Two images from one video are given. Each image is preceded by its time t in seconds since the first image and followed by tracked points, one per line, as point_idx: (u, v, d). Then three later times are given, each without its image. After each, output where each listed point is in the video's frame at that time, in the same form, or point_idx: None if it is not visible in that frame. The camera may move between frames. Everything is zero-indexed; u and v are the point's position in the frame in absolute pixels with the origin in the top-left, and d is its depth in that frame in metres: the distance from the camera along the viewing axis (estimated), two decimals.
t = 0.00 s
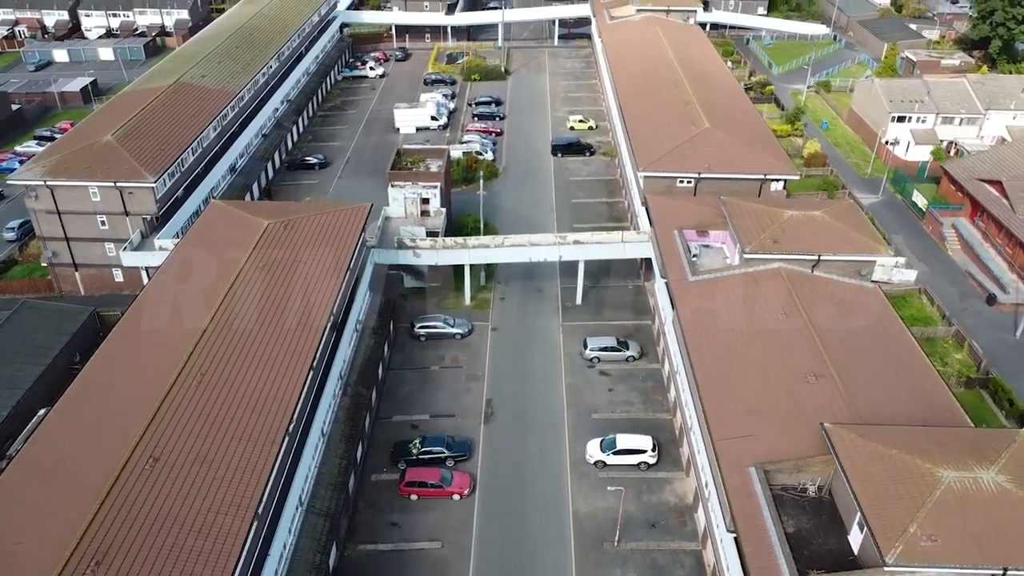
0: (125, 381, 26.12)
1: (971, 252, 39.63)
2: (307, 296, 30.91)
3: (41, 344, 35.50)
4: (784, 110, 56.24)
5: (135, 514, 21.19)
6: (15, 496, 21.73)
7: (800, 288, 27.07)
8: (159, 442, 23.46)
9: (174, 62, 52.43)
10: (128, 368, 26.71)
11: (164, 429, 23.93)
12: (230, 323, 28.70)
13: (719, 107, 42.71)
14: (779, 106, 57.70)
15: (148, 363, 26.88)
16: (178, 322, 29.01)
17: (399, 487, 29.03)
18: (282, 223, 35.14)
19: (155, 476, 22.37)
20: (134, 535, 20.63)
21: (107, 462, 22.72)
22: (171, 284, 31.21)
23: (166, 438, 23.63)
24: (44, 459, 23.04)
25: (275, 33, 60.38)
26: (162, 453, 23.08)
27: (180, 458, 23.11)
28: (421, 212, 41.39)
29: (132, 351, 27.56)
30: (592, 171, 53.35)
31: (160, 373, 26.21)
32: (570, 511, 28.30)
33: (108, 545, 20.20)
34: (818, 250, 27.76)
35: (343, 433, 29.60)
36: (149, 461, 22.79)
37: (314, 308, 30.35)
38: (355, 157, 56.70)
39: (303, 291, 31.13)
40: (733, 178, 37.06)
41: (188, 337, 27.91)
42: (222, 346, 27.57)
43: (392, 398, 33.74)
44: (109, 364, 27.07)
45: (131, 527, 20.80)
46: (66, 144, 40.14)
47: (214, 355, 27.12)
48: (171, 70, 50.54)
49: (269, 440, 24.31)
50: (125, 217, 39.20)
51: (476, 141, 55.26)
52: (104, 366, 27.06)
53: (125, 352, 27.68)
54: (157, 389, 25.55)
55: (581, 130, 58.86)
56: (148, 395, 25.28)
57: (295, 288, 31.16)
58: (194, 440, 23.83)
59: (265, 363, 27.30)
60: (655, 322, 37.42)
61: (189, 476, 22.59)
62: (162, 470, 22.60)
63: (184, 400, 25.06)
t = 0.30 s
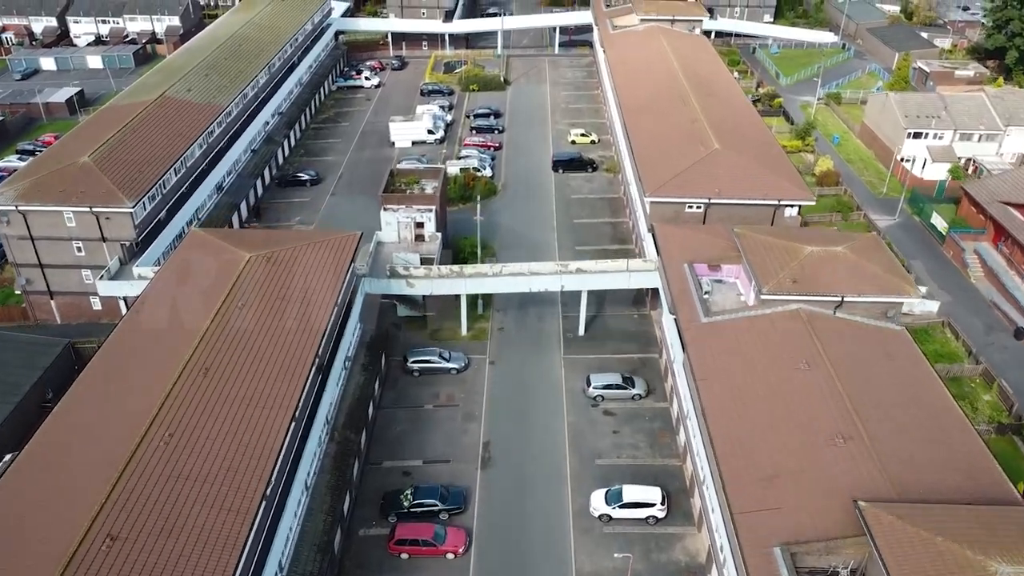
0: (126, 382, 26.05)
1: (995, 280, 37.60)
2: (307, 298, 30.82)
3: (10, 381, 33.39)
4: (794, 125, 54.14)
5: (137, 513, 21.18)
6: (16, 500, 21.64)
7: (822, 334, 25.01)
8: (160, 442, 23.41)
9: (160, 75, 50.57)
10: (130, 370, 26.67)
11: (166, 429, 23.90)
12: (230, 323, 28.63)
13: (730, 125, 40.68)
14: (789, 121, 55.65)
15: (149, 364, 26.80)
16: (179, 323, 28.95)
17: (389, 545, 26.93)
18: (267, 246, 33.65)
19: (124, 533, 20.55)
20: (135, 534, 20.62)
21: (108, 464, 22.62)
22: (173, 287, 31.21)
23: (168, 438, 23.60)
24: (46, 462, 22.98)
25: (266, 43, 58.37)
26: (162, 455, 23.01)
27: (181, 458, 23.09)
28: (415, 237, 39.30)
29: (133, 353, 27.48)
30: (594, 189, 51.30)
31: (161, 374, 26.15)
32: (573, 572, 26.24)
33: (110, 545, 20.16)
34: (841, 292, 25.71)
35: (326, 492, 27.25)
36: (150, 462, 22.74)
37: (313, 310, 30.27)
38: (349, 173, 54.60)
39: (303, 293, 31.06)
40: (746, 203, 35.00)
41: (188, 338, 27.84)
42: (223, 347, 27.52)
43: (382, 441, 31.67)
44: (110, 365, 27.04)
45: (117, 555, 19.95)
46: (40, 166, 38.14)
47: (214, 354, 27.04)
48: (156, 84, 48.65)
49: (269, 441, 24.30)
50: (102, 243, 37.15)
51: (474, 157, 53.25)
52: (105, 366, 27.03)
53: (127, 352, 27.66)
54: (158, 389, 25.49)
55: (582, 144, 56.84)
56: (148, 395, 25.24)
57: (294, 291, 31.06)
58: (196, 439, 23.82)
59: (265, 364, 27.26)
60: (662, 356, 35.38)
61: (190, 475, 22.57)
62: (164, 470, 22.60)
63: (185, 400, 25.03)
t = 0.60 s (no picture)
0: (126, 387, 25.72)
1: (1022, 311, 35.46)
2: (306, 299, 30.32)
3: None
4: (805, 140, 51.99)
5: (135, 520, 20.94)
6: (17, 501, 21.67)
7: (848, 386, 22.92)
8: (160, 447, 23.14)
9: (144, 88, 48.46)
10: (130, 374, 26.35)
11: (166, 434, 23.64)
12: (230, 323, 28.23)
13: (739, 146, 38.75)
14: (799, 135, 53.56)
15: (148, 369, 26.43)
16: (179, 324, 28.59)
17: None
18: (253, 275, 31.42)
19: None
20: (135, 536, 20.51)
21: (105, 473, 22.31)
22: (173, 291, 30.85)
23: (167, 443, 23.32)
24: (46, 473, 22.71)
25: (257, 54, 56.25)
26: (160, 461, 22.70)
27: (179, 463, 22.79)
28: (409, 263, 37.23)
29: (133, 358, 27.12)
30: (597, 207, 49.22)
31: (162, 378, 25.84)
32: None
33: (109, 547, 20.07)
34: (868, 339, 23.63)
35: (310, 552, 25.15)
36: (148, 469, 22.43)
37: (312, 311, 29.78)
38: (342, 190, 52.36)
39: (303, 294, 30.60)
40: (759, 232, 32.92)
41: (188, 340, 27.50)
42: (222, 348, 27.16)
43: (372, 489, 29.60)
44: (110, 369, 26.73)
45: None
46: (12, 188, 36.19)
47: (215, 354, 26.79)
48: (140, 98, 46.58)
49: (269, 443, 24.00)
50: (77, 272, 35.11)
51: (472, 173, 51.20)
52: (105, 370, 26.73)
53: (127, 355, 27.35)
54: (157, 394, 25.14)
55: (584, 158, 54.75)
56: (148, 400, 24.93)
57: (293, 292, 30.56)
58: (196, 444, 23.52)
59: (265, 366, 26.87)
60: (670, 393, 33.28)
61: (189, 479, 22.28)
62: (164, 473, 22.40)
63: (185, 404, 24.72)
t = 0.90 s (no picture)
0: (111, 407, 23.98)
1: None
2: (297, 330, 27.86)
3: None
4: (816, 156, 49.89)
5: None
6: None
7: (879, 447, 20.84)
8: (143, 477, 21.45)
9: (126, 103, 46.46)
10: (116, 392, 24.60)
11: (149, 463, 21.91)
12: (224, 338, 26.42)
13: (751, 167, 36.79)
14: (809, 150, 51.49)
15: (136, 386, 24.66)
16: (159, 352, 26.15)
17: None
18: (239, 308, 28.57)
19: None
20: None
21: (80, 508, 20.51)
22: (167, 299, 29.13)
23: (150, 473, 21.61)
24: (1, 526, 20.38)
25: (246, 65, 54.22)
26: (142, 493, 21.03)
27: (162, 496, 21.12)
28: (401, 293, 35.19)
29: (120, 374, 25.36)
30: (600, 227, 47.21)
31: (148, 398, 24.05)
32: None
33: None
34: (900, 394, 21.54)
35: None
36: (128, 503, 20.74)
37: (310, 327, 27.99)
38: (333, 207, 50.27)
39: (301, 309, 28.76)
40: (773, 263, 30.94)
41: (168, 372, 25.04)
42: (214, 365, 25.35)
43: (359, 543, 27.49)
44: (95, 385, 25.01)
45: None
46: None
47: (195, 390, 24.33)
48: (121, 114, 44.57)
49: (259, 477, 22.30)
50: (48, 303, 33.10)
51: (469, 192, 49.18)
52: (90, 386, 25.01)
53: (114, 370, 25.60)
54: (142, 416, 23.38)
55: (586, 174, 52.76)
56: (133, 422, 23.16)
57: (291, 307, 28.75)
58: (181, 475, 21.81)
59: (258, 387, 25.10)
60: (679, 435, 31.24)
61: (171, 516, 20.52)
62: (132, 531, 20.06)
63: (172, 429, 22.99)
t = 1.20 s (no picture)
0: (69, 470, 21.48)
1: None
2: (277, 379, 25.54)
3: None
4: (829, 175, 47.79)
5: None
6: None
7: (917, 522, 18.70)
8: (97, 555, 18.95)
9: (106, 120, 44.43)
10: (76, 451, 22.13)
11: (104, 537, 19.41)
12: (198, 388, 24.05)
13: (764, 192, 34.77)
14: (821, 167, 49.43)
15: (98, 444, 22.24)
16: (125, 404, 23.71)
17: None
18: (215, 352, 26.29)
19: None
20: None
21: None
22: (139, 339, 26.83)
23: (105, 550, 19.12)
24: None
25: (234, 79, 52.19)
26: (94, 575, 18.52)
27: None
28: (392, 326, 33.14)
29: (84, 430, 22.91)
30: (602, 248, 45.13)
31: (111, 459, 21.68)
32: None
33: None
34: (939, 461, 19.42)
35: None
36: None
37: (293, 377, 25.76)
38: (325, 227, 48.18)
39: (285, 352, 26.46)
40: (789, 299, 28.89)
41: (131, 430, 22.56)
42: (185, 420, 22.98)
43: None
44: (54, 443, 22.53)
45: None
46: None
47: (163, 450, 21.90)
48: (101, 132, 42.56)
49: (227, 554, 19.83)
50: (14, 339, 31.12)
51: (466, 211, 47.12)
52: (46, 445, 22.50)
53: (76, 426, 23.12)
54: (102, 479, 20.98)
55: (588, 191, 50.74)
56: (91, 489, 20.72)
57: (271, 353, 26.47)
58: (139, 553, 19.31)
59: (232, 447, 22.70)
60: (689, 483, 29.15)
61: None
62: None
63: (135, 498, 20.54)
